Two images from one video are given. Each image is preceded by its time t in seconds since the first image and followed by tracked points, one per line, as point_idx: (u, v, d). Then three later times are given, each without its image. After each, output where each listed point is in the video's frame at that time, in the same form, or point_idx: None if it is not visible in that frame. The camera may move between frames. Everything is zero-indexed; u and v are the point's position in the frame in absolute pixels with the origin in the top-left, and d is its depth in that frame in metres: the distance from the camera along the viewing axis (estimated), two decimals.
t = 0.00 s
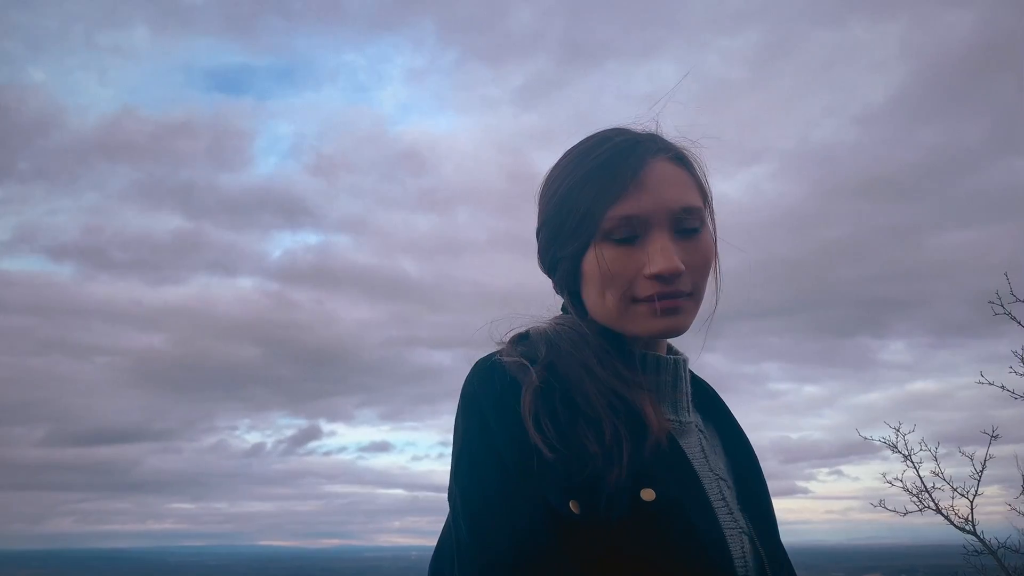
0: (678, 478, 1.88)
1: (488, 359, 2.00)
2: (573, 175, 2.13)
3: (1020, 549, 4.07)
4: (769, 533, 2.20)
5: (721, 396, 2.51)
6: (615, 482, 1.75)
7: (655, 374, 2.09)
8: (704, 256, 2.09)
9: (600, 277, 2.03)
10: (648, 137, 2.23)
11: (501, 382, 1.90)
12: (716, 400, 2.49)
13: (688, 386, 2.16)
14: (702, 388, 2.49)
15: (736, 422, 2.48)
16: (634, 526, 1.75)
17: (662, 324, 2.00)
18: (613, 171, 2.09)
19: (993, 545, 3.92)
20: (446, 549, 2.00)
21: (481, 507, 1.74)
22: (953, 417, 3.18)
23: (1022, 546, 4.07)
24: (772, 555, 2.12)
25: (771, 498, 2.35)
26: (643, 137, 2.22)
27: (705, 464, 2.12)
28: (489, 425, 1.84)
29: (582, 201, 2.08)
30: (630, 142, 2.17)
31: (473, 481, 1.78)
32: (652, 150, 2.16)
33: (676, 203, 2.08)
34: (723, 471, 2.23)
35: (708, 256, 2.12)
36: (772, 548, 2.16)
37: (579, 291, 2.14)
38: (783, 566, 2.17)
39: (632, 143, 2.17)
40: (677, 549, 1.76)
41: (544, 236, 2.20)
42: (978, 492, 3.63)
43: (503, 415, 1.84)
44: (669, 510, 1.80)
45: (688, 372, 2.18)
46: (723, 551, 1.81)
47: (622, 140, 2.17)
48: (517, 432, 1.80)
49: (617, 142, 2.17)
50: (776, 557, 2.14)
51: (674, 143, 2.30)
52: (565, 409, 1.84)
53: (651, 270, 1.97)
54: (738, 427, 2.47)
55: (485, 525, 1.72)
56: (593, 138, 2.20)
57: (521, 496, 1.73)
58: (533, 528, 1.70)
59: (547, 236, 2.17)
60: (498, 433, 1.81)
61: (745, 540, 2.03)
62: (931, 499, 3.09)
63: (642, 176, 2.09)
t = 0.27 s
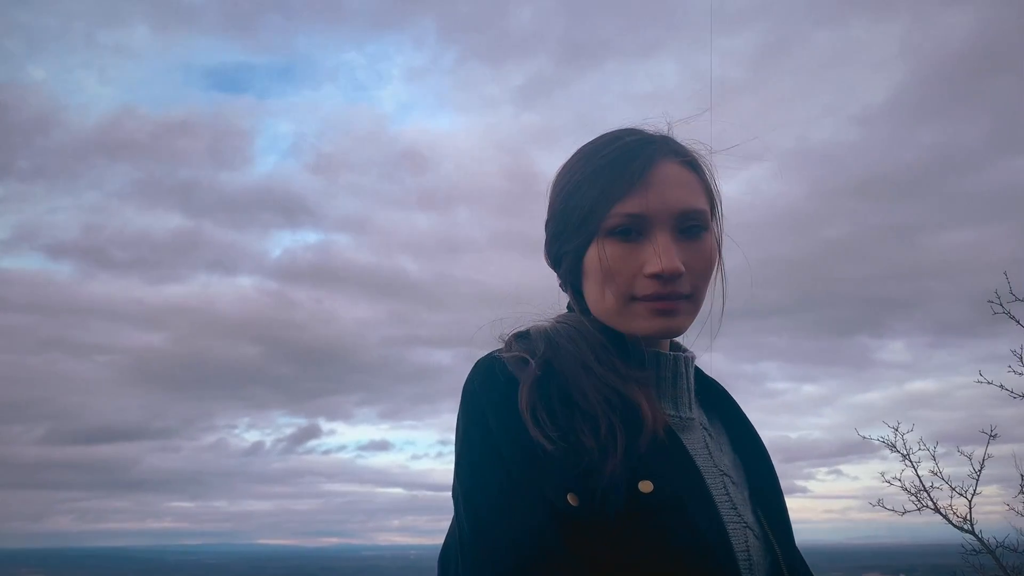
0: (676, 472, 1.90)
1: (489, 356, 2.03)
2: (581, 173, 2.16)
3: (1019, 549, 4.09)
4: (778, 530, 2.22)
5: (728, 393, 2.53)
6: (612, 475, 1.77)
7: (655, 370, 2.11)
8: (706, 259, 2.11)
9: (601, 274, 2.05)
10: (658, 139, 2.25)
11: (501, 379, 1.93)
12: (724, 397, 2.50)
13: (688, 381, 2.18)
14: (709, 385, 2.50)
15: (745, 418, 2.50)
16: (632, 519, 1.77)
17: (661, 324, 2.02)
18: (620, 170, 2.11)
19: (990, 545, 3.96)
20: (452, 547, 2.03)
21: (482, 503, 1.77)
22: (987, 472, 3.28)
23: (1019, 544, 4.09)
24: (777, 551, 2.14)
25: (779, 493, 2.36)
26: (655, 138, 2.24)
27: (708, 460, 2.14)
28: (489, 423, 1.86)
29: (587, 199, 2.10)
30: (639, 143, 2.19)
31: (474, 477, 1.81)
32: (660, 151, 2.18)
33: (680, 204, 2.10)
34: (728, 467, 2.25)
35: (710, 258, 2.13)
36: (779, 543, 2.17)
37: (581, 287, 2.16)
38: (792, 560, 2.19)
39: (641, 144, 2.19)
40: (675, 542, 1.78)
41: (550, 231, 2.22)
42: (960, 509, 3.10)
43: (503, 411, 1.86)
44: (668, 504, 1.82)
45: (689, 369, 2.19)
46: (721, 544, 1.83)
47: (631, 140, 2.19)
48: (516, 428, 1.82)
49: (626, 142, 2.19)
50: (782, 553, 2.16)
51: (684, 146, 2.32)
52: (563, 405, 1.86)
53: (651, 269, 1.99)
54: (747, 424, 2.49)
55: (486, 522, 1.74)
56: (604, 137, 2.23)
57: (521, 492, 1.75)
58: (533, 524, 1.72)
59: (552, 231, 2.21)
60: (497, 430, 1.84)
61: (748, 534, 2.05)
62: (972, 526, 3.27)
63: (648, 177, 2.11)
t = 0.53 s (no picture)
0: (680, 472, 1.91)
1: (493, 356, 2.04)
2: (591, 170, 2.17)
3: (1018, 549, 4.10)
4: (779, 530, 2.23)
5: (729, 394, 2.54)
6: (616, 475, 1.78)
7: (658, 371, 2.13)
8: (710, 261, 2.12)
9: (606, 273, 2.06)
10: (669, 141, 2.26)
11: (505, 380, 1.94)
12: (727, 399, 2.52)
13: (691, 381, 2.19)
14: (711, 387, 2.52)
15: (746, 419, 2.51)
16: (636, 519, 1.78)
17: (663, 324, 2.03)
18: (629, 170, 2.12)
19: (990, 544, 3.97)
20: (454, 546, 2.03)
21: (488, 504, 1.78)
22: (977, 472, 3.36)
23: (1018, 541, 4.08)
24: (780, 551, 2.15)
25: (780, 493, 2.37)
26: (665, 140, 2.25)
27: (711, 459, 2.15)
28: (493, 422, 1.87)
29: (595, 197, 2.12)
30: (650, 143, 2.20)
31: (479, 477, 1.82)
32: (670, 152, 2.20)
33: (687, 205, 2.11)
34: (730, 467, 2.26)
35: (714, 261, 2.14)
36: (782, 543, 2.19)
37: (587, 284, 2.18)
38: (794, 561, 2.20)
39: (652, 144, 2.20)
40: (679, 542, 1.79)
41: (559, 227, 2.24)
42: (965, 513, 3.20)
43: (508, 412, 1.87)
44: (672, 504, 1.83)
45: (692, 369, 2.21)
46: (724, 544, 1.85)
47: (642, 140, 2.21)
48: (520, 428, 1.83)
49: (637, 141, 2.20)
50: (785, 553, 2.17)
51: (694, 148, 2.33)
52: (567, 405, 1.88)
53: (655, 269, 2.00)
54: (747, 425, 2.51)
55: (490, 522, 1.75)
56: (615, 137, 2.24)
57: (525, 492, 1.77)
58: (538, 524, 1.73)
59: (560, 229, 2.23)
60: (502, 430, 1.85)
61: (750, 534, 2.06)
62: (971, 524, 3.34)
63: (657, 177, 2.12)
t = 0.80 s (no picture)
0: (692, 471, 1.90)
1: (504, 356, 2.02)
2: (602, 166, 2.17)
3: (1019, 549, 4.09)
4: (790, 528, 2.22)
5: (737, 391, 2.53)
6: (630, 476, 1.77)
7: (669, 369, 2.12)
8: (722, 258, 2.12)
9: (617, 268, 2.06)
10: (680, 138, 2.26)
11: (517, 381, 1.93)
12: (734, 397, 2.51)
13: (703, 379, 2.18)
14: (719, 385, 2.51)
15: (754, 417, 2.51)
16: (650, 519, 1.77)
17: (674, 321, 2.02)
18: (641, 166, 2.12)
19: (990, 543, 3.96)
20: (465, 547, 2.02)
21: (502, 505, 1.76)
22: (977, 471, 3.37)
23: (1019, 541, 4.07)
24: (791, 549, 2.15)
25: (790, 491, 2.37)
26: (676, 138, 2.25)
27: (721, 457, 2.15)
28: (505, 422, 1.86)
29: (607, 193, 2.12)
30: (662, 139, 2.20)
31: (492, 478, 1.81)
32: (682, 149, 2.19)
33: (700, 202, 2.10)
34: (741, 465, 2.26)
35: (726, 258, 2.14)
36: (793, 541, 2.19)
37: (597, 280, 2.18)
38: (804, 558, 2.20)
39: (664, 140, 2.20)
40: (693, 541, 1.79)
41: (569, 223, 2.24)
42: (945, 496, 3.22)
43: (520, 412, 1.86)
44: (685, 503, 1.83)
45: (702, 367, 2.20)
46: (738, 543, 1.84)
47: (654, 137, 2.21)
48: (533, 429, 1.82)
49: (649, 138, 2.20)
50: (796, 551, 2.16)
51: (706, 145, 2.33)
52: (580, 406, 1.87)
53: (667, 265, 2.00)
54: (756, 423, 2.50)
55: (504, 522, 1.74)
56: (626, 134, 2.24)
57: (539, 492, 1.76)
58: (554, 524, 1.72)
59: (570, 227, 2.22)
60: (515, 430, 1.84)
61: (762, 532, 2.06)
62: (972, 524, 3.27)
63: (669, 173, 2.12)
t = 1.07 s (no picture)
0: (692, 470, 1.89)
1: (501, 359, 2.01)
2: (613, 161, 2.17)
3: (1020, 549, 4.06)
4: (790, 528, 2.21)
5: (734, 390, 2.52)
6: (630, 477, 1.76)
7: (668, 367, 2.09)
8: (725, 261, 2.10)
9: (620, 262, 2.04)
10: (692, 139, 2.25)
11: (514, 383, 1.91)
12: (732, 396, 2.49)
13: (702, 376, 2.16)
14: (717, 384, 2.49)
15: (751, 416, 2.49)
16: (651, 519, 1.76)
17: (673, 320, 2.00)
18: (651, 162, 2.11)
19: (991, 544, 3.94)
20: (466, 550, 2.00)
21: (503, 509, 1.75)
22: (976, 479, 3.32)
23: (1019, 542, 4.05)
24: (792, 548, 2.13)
25: (789, 489, 2.36)
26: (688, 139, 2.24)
27: (720, 456, 2.13)
28: (504, 424, 1.85)
29: (615, 187, 2.11)
30: (674, 139, 2.20)
31: (493, 482, 1.79)
32: (694, 149, 2.19)
33: (708, 202, 2.09)
34: (740, 464, 2.24)
35: (729, 262, 2.12)
36: (794, 540, 2.17)
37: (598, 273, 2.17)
38: (804, 556, 2.19)
39: (676, 140, 2.20)
40: (695, 540, 1.77)
41: (576, 215, 2.23)
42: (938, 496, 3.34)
43: (518, 416, 1.84)
44: (686, 503, 1.81)
45: (701, 365, 2.18)
46: (738, 542, 1.83)
47: (667, 136, 2.21)
48: (531, 432, 1.81)
49: (661, 137, 2.20)
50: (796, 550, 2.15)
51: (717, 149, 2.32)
52: (577, 407, 1.85)
53: (671, 263, 1.98)
54: (753, 421, 2.49)
55: (506, 526, 1.73)
56: (638, 133, 2.24)
57: (539, 496, 1.74)
58: (556, 527, 1.70)
59: (577, 219, 2.22)
60: (514, 434, 1.82)
61: (762, 531, 2.04)
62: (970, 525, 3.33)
63: (678, 171, 2.11)
